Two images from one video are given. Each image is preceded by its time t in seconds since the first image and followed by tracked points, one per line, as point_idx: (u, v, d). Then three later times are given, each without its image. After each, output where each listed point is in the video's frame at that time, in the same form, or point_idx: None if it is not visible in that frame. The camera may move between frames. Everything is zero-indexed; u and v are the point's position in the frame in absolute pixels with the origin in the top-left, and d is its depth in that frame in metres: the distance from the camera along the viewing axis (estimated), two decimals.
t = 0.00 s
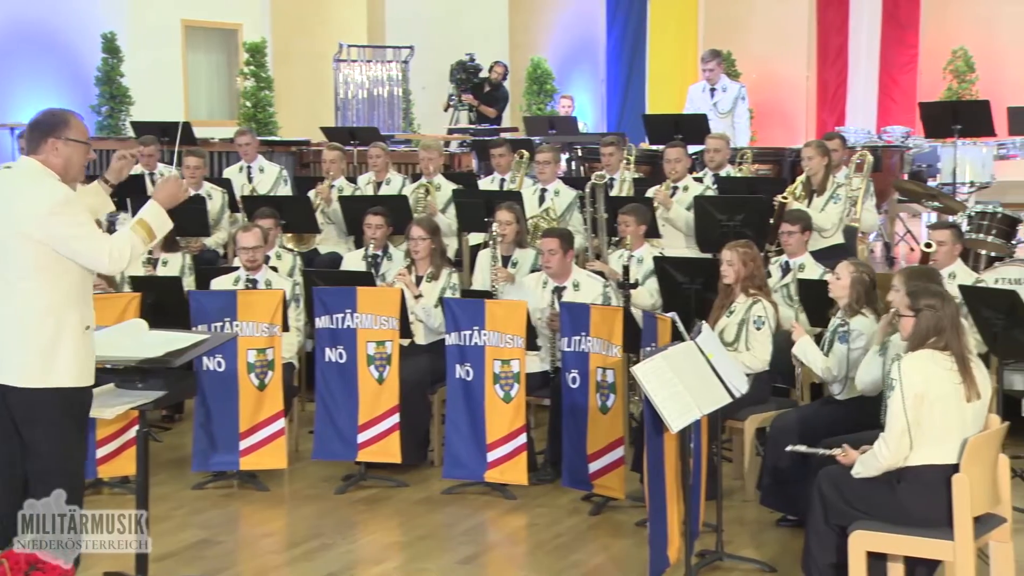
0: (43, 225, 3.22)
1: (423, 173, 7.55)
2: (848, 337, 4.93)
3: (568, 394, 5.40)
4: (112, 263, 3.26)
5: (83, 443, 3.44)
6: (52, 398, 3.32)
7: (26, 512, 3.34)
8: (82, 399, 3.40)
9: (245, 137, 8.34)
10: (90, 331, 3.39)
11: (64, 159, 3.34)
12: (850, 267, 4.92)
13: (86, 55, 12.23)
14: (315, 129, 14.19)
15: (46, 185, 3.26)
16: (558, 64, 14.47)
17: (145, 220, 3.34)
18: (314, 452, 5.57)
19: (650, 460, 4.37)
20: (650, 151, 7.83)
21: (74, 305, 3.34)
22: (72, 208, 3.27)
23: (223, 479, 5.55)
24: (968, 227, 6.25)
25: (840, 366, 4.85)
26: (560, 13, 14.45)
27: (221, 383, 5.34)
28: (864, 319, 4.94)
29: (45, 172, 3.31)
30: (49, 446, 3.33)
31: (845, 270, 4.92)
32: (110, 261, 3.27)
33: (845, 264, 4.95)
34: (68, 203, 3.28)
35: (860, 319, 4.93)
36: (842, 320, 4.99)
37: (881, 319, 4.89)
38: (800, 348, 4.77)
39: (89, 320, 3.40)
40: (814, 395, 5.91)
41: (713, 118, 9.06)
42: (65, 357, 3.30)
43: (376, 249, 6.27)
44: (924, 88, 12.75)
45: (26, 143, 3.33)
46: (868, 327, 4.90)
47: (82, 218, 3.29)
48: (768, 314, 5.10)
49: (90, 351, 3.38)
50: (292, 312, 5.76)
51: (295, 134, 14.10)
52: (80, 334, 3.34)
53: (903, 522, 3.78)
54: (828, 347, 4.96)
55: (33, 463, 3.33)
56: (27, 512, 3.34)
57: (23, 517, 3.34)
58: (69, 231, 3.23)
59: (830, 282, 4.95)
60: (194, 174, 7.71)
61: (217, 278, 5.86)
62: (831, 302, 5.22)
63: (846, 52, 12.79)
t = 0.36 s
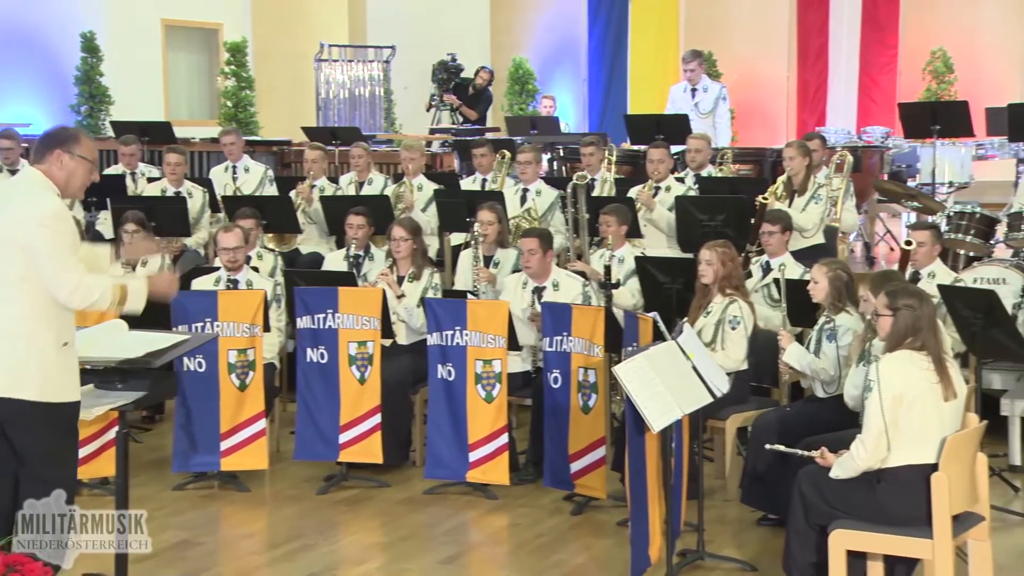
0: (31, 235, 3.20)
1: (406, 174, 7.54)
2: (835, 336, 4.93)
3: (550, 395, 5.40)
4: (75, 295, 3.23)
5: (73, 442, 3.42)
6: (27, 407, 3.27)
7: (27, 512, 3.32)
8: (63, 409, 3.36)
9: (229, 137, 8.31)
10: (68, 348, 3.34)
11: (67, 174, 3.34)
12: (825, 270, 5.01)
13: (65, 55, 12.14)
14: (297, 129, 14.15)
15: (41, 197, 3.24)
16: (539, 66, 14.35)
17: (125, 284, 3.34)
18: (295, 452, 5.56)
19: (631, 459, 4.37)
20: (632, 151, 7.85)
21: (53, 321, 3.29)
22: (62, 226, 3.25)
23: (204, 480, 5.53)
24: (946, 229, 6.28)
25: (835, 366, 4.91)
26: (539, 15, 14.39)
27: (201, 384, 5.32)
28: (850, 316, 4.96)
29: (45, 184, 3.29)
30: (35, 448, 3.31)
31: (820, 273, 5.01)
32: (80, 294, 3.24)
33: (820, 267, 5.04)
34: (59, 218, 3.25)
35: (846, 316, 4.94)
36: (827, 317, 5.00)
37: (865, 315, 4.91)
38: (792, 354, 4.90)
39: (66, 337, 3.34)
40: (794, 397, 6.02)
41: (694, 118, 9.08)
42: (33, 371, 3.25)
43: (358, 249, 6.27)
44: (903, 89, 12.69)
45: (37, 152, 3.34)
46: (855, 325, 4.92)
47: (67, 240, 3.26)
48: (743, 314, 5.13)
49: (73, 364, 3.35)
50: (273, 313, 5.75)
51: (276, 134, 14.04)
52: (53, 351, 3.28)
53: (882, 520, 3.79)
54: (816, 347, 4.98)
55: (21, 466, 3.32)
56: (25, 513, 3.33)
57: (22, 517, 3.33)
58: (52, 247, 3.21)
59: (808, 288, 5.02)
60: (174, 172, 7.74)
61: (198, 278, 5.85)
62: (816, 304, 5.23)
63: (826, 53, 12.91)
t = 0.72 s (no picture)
0: (8, 236, 3.19)
1: (386, 174, 7.54)
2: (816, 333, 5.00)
3: (529, 394, 5.40)
4: (56, 292, 3.24)
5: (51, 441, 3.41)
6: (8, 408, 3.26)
7: (28, 512, 3.33)
8: (44, 411, 3.35)
9: (209, 136, 8.29)
10: (46, 349, 3.34)
11: (46, 178, 3.35)
12: (807, 268, 4.90)
13: (42, 55, 12.05)
14: (276, 129, 14.11)
15: (16, 199, 3.23)
16: (519, 65, 14.54)
17: (106, 276, 3.39)
18: (274, 453, 5.55)
19: (611, 459, 4.37)
20: (611, 151, 7.87)
21: (30, 321, 3.29)
22: (39, 226, 3.24)
23: (182, 481, 5.51)
24: (923, 228, 6.32)
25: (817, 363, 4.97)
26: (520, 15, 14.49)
27: (179, 385, 5.30)
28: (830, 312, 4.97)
29: (19, 186, 3.27)
30: (19, 450, 3.30)
31: (801, 271, 4.91)
32: (60, 291, 3.25)
33: (801, 264, 4.93)
34: (36, 217, 3.24)
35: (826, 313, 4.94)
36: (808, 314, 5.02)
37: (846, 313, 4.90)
38: (773, 353, 4.96)
39: (43, 337, 3.34)
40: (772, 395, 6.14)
41: (674, 118, 9.09)
42: (10, 373, 3.25)
43: (337, 249, 6.26)
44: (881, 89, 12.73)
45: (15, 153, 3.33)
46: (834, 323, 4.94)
47: (45, 239, 3.25)
48: (718, 314, 5.14)
49: (50, 365, 3.34)
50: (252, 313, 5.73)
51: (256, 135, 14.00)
52: (31, 352, 3.28)
53: (858, 518, 3.81)
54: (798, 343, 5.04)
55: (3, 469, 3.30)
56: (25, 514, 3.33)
57: (22, 518, 3.32)
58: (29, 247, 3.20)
59: (789, 286, 4.93)
60: (151, 165, 7.81)
61: (176, 278, 5.84)
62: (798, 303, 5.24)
63: (804, 53, 12.89)
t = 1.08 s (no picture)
0: None
1: (367, 175, 7.54)
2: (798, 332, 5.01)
3: (511, 394, 5.40)
4: (58, 251, 3.19)
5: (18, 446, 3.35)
6: None
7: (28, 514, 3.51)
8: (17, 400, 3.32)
9: (190, 136, 8.28)
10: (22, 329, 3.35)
11: None
12: (793, 266, 4.98)
13: (20, 53, 11.95)
14: (257, 129, 14.08)
15: None
16: (500, 65, 14.60)
17: (78, 206, 3.28)
18: (254, 453, 5.53)
19: (592, 458, 4.37)
20: (593, 151, 7.88)
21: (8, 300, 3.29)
22: (13, 200, 3.22)
23: (162, 482, 5.49)
24: (902, 229, 6.35)
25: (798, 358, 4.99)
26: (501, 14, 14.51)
27: (159, 385, 5.28)
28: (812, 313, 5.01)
29: None
30: None
31: (787, 268, 4.98)
32: (57, 251, 3.20)
33: (788, 262, 5.02)
34: (7, 190, 3.24)
35: (808, 313, 4.96)
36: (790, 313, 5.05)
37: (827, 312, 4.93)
38: (755, 353, 4.93)
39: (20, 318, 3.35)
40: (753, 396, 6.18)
41: (655, 118, 9.11)
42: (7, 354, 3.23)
43: (318, 249, 6.26)
44: (860, 92, 12.71)
45: None
46: (814, 322, 4.93)
47: (24, 210, 3.22)
48: (700, 313, 5.15)
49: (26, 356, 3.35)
50: (232, 313, 5.72)
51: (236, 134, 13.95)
52: (17, 332, 3.29)
53: (837, 517, 3.82)
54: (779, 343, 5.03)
55: None
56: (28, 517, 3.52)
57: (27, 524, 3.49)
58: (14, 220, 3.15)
59: (774, 282, 4.99)
60: (126, 162, 7.76)
61: (156, 278, 5.82)
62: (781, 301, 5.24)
63: (784, 55, 12.89)
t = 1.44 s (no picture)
0: None
1: (351, 175, 7.53)
2: (784, 334, 4.96)
3: (495, 394, 5.40)
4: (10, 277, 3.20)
5: None
6: None
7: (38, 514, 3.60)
8: None
9: (173, 136, 8.25)
10: None
11: None
12: (774, 267, 4.96)
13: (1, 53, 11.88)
14: (241, 129, 14.05)
15: None
16: (485, 65, 14.60)
17: (52, 241, 3.21)
18: (238, 454, 5.52)
19: (576, 458, 4.37)
20: (577, 151, 7.89)
21: None
22: None
23: (145, 483, 5.47)
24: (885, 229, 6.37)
25: (784, 364, 4.96)
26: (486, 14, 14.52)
27: (142, 386, 5.26)
28: (797, 314, 4.97)
29: None
30: None
31: (769, 269, 4.98)
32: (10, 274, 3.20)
33: (769, 263, 5.00)
34: None
35: (793, 314, 4.95)
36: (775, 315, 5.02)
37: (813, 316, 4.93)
38: (740, 359, 4.96)
39: None
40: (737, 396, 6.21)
41: (639, 118, 9.12)
42: None
43: (303, 249, 6.25)
44: (844, 92, 12.71)
45: None
46: (801, 324, 4.96)
47: None
48: (685, 313, 5.16)
49: None
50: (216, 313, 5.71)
51: (220, 134, 13.90)
52: None
53: (822, 516, 3.82)
54: (763, 342, 5.01)
55: None
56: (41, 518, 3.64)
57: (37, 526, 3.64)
58: None
59: (756, 284, 4.99)
60: (110, 163, 7.81)
61: (139, 278, 5.80)
62: (764, 299, 5.23)
63: (768, 54, 12.83)
